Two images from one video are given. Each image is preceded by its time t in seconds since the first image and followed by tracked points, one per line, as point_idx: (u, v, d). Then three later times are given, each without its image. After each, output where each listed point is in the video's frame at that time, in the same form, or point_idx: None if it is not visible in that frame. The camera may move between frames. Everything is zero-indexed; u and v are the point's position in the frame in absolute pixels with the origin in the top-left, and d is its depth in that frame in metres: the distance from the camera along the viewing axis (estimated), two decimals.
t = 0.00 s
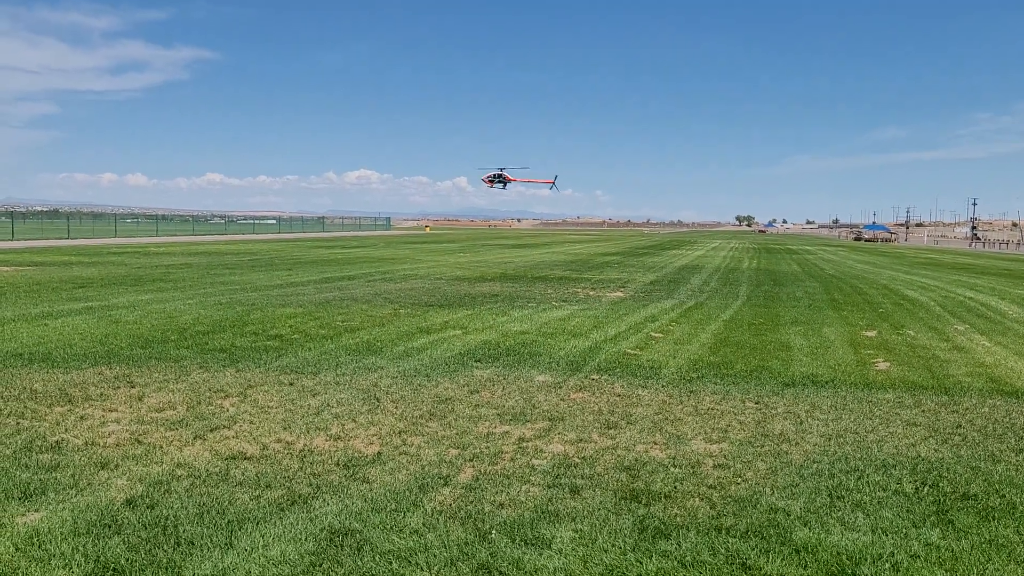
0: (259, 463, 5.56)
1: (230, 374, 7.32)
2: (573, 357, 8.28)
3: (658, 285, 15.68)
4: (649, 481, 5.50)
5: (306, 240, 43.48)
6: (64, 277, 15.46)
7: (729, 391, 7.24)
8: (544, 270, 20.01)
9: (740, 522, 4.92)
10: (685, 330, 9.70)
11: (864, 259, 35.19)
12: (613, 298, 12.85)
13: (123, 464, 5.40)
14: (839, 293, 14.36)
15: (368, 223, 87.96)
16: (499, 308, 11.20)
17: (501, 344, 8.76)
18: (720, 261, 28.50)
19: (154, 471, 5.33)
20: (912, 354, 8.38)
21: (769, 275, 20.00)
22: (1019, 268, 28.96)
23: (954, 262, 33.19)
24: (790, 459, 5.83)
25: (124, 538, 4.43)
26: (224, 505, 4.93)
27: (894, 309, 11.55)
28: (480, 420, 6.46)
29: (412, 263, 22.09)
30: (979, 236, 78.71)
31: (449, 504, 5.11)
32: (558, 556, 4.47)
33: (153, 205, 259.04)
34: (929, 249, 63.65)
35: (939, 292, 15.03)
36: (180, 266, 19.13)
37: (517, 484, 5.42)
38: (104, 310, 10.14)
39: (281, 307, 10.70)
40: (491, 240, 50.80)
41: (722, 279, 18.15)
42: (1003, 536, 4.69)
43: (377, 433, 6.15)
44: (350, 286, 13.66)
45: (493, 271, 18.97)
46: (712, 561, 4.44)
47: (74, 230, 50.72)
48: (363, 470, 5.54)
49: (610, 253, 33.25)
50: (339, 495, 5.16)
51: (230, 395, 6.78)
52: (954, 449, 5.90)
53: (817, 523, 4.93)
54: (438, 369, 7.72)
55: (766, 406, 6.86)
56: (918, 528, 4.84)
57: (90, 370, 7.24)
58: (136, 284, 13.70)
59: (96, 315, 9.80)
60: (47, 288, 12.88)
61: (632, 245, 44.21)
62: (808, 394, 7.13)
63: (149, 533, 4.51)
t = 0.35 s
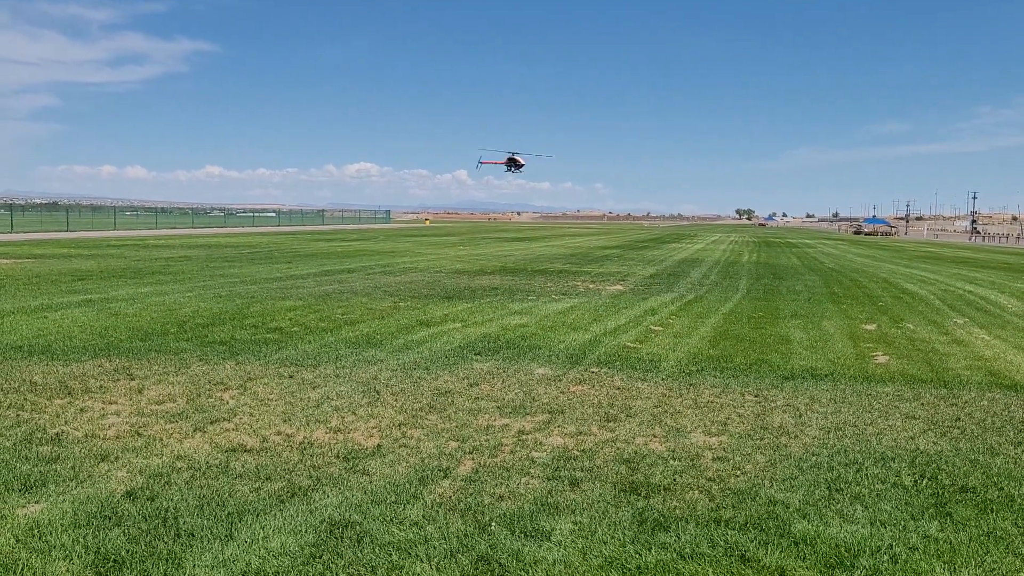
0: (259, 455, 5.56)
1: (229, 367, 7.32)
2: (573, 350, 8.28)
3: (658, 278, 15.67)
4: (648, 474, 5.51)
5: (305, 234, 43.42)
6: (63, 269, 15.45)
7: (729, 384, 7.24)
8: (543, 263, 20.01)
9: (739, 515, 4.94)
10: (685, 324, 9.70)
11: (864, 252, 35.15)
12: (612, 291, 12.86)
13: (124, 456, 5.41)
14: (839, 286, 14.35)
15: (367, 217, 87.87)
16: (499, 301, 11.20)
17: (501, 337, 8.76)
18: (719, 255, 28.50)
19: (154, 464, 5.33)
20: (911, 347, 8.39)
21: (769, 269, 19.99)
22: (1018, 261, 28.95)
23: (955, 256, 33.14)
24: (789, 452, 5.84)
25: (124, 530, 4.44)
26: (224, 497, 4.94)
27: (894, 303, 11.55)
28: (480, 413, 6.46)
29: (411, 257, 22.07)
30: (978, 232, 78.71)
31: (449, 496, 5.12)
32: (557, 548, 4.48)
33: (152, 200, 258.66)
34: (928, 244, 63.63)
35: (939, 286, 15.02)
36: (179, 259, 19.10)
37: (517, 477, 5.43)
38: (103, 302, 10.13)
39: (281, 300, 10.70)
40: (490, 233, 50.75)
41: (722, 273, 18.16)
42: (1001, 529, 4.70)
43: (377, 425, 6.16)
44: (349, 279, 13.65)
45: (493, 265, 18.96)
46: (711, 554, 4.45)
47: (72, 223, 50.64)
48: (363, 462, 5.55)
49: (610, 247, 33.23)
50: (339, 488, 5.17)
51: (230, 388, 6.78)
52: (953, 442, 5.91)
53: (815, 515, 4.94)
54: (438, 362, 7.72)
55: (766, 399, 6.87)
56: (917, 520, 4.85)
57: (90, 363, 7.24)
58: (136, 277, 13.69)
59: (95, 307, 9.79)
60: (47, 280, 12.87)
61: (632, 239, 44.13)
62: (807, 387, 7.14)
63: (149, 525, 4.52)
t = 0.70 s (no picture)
0: (259, 451, 5.56)
1: (229, 363, 7.32)
2: (572, 346, 8.28)
3: (657, 275, 15.68)
4: (648, 470, 5.52)
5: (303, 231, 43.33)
6: (62, 265, 15.45)
7: (728, 380, 7.25)
8: (542, 260, 20.00)
9: (739, 511, 4.95)
10: (684, 320, 9.70)
11: (863, 248, 35.12)
12: (612, 287, 12.86)
13: (123, 452, 5.41)
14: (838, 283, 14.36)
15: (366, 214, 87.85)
16: (498, 297, 11.20)
17: (501, 333, 8.76)
18: (718, 251, 28.49)
19: (154, 459, 5.33)
20: (911, 344, 8.39)
21: (768, 266, 19.98)
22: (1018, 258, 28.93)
23: (954, 252, 33.12)
24: (789, 448, 5.85)
25: (124, 525, 4.44)
26: (224, 493, 4.94)
27: (893, 299, 11.56)
28: (479, 409, 6.46)
29: (410, 253, 22.05)
30: (977, 229, 78.72)
31: (449, 493, 5.12)
32: (557, 544, 4.49)
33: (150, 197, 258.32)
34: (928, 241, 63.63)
35: (938, 282, 15.03)
36: (177, 255, 19.07)
37: (517, 473, 5.44)
38: (102, 298, 10.13)
39: (280, 296, 10.69)
40: (489, 230, 50.69)
41: (721, 270, 18.17)
42: (1000, 525, 4.72)
43: (376, 421, 6.15)
44: (348, 276, 13.64)
45: (492, 261, 18.96)
46: (711, 549, 4.46)
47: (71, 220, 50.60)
48: (363, 458, 5.56)
49: (609, 244, 33.22)
50: (338, 484, 5.17)
51: (229, 384, 6.78)
52: (952, 439, 5.92)
53: (815, 511, 4.96)
54: (438, 358, 7.72)
55: (765, 395, 6.87)
56: (916, 516, 4.86)
57: (89, 359, 7.24)
58: (135, 273, 13.68)
59: (94, 303, 9.78)
60: (46, 276, 12.86)
61: (631, 235, 44.09)
62: (806, 383, 7.14)
63: (149, 521, 4.52)
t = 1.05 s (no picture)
0: (257, 447, 5.57)
1: (228, 359, 7.31)
2: (570, 342, 8.28)
3: (655, 271, 15.68)
4: (646, 467, 5.53)
5: (302, 226, 43.27)
6: (60, 260, 15.40)
7: (727, 377, 7.25)
8: (540, 256, 19.98)
9: (736, 507, 4.96)
10: (683, 316, 9.71)
11: (862, 245, 35.11)
12: (611, 283, 12.86)
13: (122, 448, 5.41)
14: (836, 279, 14.37)
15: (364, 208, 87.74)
16: (497, 293, 11.19)
17: (499, 329, 8.76)
18: (717, 247, 28.49)
19: (152, 455, 5.33)
20: (909, 340, 8.40)
21: (766, 262, 19.98)
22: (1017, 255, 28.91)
23: (953, 248, 33.13)
24: (786, 445, 5.86)
25: (122, 521, 4.44)
26: (222, 489, 4.95)
27: (891, 296, 11.56)
28: (478, 405, 6.46)
29: (408, 248, 22.03)
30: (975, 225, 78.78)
31: (447, 489, 5.13)
32: (555, 541, 4.50)
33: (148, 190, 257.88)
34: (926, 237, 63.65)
35: (936, 279, 15.03)
36: (175, 250, 19.02)
37: (515, 469, 5.44)
38: (100, 294, 10.11)
39: (278, 292, 10.68)
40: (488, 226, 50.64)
41: (719, 266, 18.16)
42: (997, 522, 4.73)
43: (375, 417, 6.15)
44: (347, 271, 13.63)
45: (491, 257, 18.94)
46: (708, 546, 4.47)
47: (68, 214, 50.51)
48: (361, 454, 5.56)
49: (607, 240, 33.21)
50: (337, 480, 5.18)
51: (227, 380, 6.77)
52: (949, 436, 5.93)
53: (812, 507, 4.97)
54: (436, 354, 7.72)
55: (763, 392, 6.88)
56: (913, 513, 4.88)
57: (87, 354, 7.23)
58: (133, 268, 13.65)
59: (92, 298, 9.76)
60: (43, 271, 12.83)
61: (630, 231, 44.07)
62: (804, 380, 7.15)
63: (148, 516, 4.52)
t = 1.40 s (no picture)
0: (247, 449, 5.55)
1: (218, 359, 7.29)
2: (562, 344, 8.28)
3: (648, 273, 15.71)
4: (636, 468, 5.54)
5: (293, 226, 43.22)
6: (49, 260, 15.32)
7: (718, 379, 7.26)
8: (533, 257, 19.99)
9: (726, 509, 4.97)
10: (674, 318, 9.72)
11: (854, 247, 35.24)
12: (603, 285, 12.87)
13: (110, 449, 5.39)
14: (827, 282, 14.41)
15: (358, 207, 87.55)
16: (489, 295, 11.19)
17: (490, 330, 8.75)
18: (709, 249, 28.54)
19: (141, 456, 5.31)
20: (899, 343, 8.43)
21: (757, 264, 20.04)
22: (1008, 257, 29.08)
23: (944, 251, 33.29)
24: (776, 447, 5.87)
25: (110, 523, 4.42)
26: (211, 490, 4.93)
27: (881, 298, 11.60)
28: (468, 406, 6.46)
29: (400, 249, 21.99)
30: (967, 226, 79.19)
31: (437, 490, 5.13)
32: (545, 543, 4.50)
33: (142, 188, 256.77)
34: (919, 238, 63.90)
35: (926, 282, 15.09)
36: (166, 250, 18.94)
37: (505, 471, 5.44)
38: (90, 294, 10.06)
39: (270, 292, 10.65)
40: (482, 226, 50.59)
41: (711, 267, 18.20)
42: (984, 524, 4.76)
43: (365, 419, 6.14)
44: (338, 272, 13.60)
45: (483, 258, 18.92)
46: (697, 548, 4.48)
47: (59, 212, 50.26)
48: (351, 456, 5.55)
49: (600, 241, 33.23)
50: (326, 481, 5.17)
51: (217, 381, 6.74)
52: (938, 438, 5.95)
53: (801, 510, 4.98)
54: (427, 355, 7.71)
55: (754, 394, 6.89)
56: (901, 515, 4.90)
57: (76, 355, 7.19)
58: (124, 268, 13.59)
59: (82, 298, 9.72)
60: (33, 271, 12.76)
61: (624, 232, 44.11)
62: (795, 382, 7.17)
63: (136, 518, 4.50)
